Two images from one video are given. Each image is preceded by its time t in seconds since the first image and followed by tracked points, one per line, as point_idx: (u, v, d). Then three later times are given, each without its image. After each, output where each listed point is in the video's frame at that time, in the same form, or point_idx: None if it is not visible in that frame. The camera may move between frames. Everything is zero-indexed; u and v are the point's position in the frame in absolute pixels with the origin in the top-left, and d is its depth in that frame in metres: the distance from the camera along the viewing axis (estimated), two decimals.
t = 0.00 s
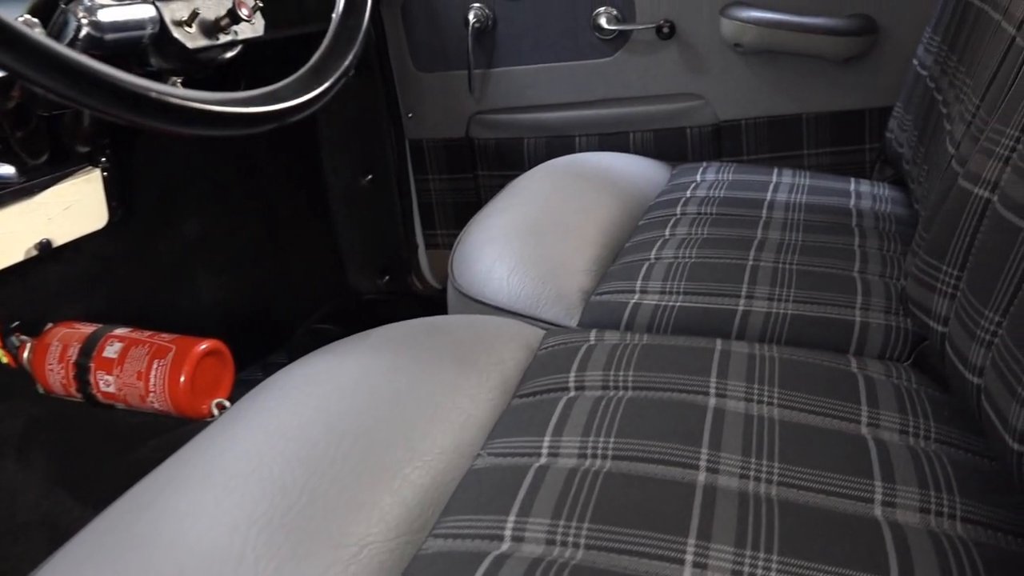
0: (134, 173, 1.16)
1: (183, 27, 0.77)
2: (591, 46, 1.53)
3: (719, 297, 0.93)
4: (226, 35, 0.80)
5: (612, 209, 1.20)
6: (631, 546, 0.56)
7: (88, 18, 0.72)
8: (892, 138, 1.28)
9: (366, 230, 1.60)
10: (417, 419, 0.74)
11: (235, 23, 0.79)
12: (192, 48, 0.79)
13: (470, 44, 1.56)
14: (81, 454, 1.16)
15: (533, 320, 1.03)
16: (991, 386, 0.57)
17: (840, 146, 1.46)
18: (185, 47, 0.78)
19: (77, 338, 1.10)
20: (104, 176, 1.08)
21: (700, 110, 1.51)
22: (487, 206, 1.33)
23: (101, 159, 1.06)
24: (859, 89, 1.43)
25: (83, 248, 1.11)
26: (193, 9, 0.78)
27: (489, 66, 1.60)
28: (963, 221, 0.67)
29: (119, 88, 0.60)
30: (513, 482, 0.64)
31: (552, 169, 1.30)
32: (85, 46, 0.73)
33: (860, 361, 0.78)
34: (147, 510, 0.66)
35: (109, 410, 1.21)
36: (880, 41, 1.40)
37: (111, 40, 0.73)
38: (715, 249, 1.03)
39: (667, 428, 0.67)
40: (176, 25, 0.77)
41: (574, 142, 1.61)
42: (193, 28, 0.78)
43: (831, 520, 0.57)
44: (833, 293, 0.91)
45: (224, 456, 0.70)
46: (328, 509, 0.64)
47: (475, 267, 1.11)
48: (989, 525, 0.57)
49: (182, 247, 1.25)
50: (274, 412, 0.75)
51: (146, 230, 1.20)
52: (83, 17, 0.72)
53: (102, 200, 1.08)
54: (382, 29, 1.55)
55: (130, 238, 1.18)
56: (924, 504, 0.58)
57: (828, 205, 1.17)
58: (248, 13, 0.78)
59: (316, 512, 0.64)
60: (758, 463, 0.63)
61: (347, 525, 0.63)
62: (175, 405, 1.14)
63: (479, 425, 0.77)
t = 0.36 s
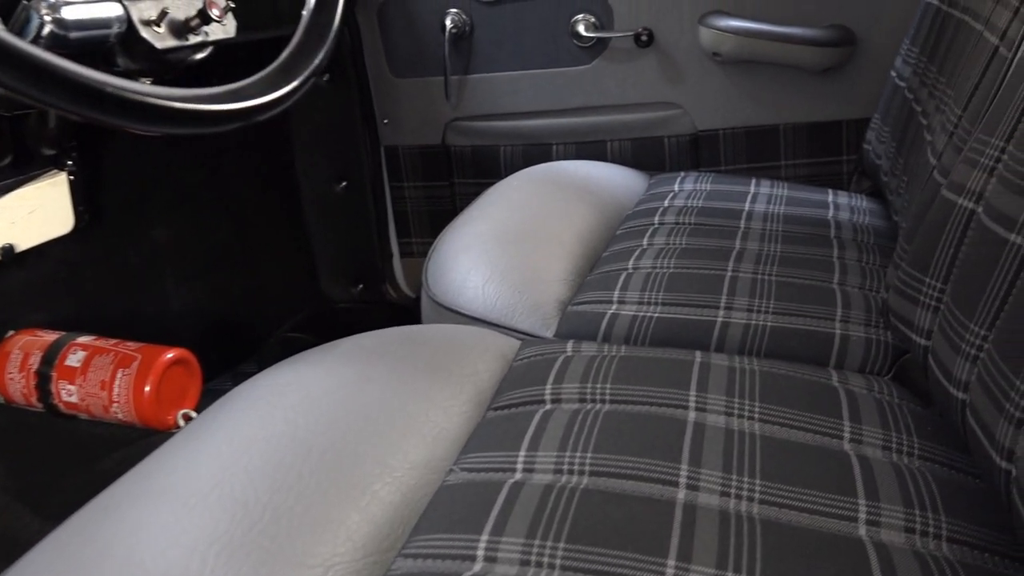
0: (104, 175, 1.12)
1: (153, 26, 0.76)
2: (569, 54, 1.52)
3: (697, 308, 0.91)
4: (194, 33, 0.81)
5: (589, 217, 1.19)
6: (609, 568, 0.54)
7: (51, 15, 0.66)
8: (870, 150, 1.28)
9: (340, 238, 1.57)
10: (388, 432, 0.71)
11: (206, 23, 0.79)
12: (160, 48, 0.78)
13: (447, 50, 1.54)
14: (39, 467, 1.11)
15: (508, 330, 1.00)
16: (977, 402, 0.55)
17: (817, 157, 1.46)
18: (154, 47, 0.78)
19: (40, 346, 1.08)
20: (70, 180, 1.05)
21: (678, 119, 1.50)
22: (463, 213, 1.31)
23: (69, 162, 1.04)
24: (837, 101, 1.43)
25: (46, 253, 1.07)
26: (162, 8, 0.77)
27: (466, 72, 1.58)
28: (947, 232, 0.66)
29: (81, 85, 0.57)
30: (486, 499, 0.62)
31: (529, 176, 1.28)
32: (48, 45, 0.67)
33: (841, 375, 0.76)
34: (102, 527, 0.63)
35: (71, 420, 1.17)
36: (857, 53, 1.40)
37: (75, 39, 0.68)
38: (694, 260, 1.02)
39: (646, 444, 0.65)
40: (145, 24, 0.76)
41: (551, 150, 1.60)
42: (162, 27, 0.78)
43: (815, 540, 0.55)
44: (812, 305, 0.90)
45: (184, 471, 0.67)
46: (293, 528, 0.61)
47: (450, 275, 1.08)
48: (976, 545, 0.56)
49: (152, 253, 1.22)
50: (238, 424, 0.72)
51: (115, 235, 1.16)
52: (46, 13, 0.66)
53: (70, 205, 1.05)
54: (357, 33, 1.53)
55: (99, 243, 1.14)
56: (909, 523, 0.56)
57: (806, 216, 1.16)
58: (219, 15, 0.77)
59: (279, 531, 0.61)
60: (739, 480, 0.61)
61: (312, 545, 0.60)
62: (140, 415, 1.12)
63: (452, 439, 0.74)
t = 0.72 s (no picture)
0: (69, 178, 1.09)
1: (117, 25, 0.73)
2: (544, 61, 1.50)
3: (674, 318, 0.90)
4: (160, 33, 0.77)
5: (564, 226, 1.17)
6: None
7: (9, 10, 0.61)
8: (845, 161, 1.27)
9: (313, 244, 1.53)
10: (353, 448, 0.69)
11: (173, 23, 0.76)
12: (125, 47, 0.75)
13: (421, 56, 1.53)
14: None
15: (481, 340, 0.98)
16: (961, 420, 0.54)
17: (792, 168, 1.46)
18: (118, 46, 0.75)
19: None
20: (34, 181, 1.01)
21: (654, 128, 1.49)
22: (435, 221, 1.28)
23: (32, 164, 1.00)
24: (812, 112, 1.43)
25: (9, 257, 1.03)
26: (127, 7, 0.73)
27: (441, 78, 1.57)
28: (926, 245, 0.65)
29: (44, 87, 0.54)
30: (456, 518, 0.59)
31: (503, 184, 1.26)
32: (6, 42, 0.62)
33: (819, 389, 0.75)
34: (50, 549, 0.60)
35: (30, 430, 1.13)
36: (833, 64, 1.40)
37: (35, 36, 0.63)
38: (670, 270, 1.00)
39: (622, 459, 0.63)
40: (108, 23, 0.73)
41: (526, 157, 1.58)
42: (127, 26, 0.74)
43: (796, 562, 0.53)
44: (789, 317, 0.88)
45: (138, 490, 0.64)
46: (251, 550, 0.59)
47: (422, 283, 1.06)
48: (958, 567, 0.54)
49: (118, 259, 1.18)
50: (197, 438, 0.69)
51: (78, 239, 1.12)
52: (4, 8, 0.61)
53: (34, 209, 1.02)
54: (330, 34, 1.49)
55: (62, 246, 1.10)
56: (892, 544, 0.55)
57: (782, 227, 1.15)
58: (188, 15, 0.75)
59: (235, 554, 0.58)
60: (717, 498, 0.59)
61: (271, 569, 0.58)
62: (101, 425, 1.09)
63: (422, 453, 0.72)
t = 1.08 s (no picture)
0: (30, 179, 1.05)
1: (79, 23, 0.70)
2: (517, 69, 1.49)
3: (647, 331, 0.88)
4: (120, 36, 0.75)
5: (537, 235, 1.15)
6: None
7: None
8: (818, 173, 1.27)
9: (281, 250, 1.51)
10: (315, 464, 0.66)
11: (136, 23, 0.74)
12: (86, 47, 0.72)
13: (393, 62, 1.51)
14: None
15: (451, 351, 0.96)
16: (940, 438, 0.54)
17: (764, 180, 1.46)
18: (79, 45, 0.71)
19: None
20: None
21: (627, 137, 1.48)
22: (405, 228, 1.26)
23: None
24: (785, 124, 1.42)
25: None
26: (90, 5, 0.71)
27: (413, 84, 1.55)
28: (905, 259, 0.64)
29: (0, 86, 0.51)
30: (422, 539, 0.57)
31: (476, 191, 1.24)
32: None
33: (794, 404, 0.74)
34: None
35: None
36: (806, 77, 1.40)
37: None
38: (643, 281, 0.99)
39: (595, 477, 0.61)
40: (70, 21, 0.70)
41: (498, 166, 1.56)
42: (88, 25, 0.72)
43: None
44: (763, 330, 0.87)
45: (87, 509, 0.61)
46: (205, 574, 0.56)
47: (392, 292, 1.03)
48: None
49: (82, 263, 1.14)
50: (152, 455, 0.66)
51: (41, 242, 1.08)
52: None
53: None
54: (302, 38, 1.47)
55: (26, 250, 1.06)
56: (871, 566, 0.53)
57: (755, 239, 1.15)
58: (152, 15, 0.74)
59: None
60: (692, 519, 0.57)
61: None
62: (57, 435, 1.04)
63: (388, 469, 0.69)
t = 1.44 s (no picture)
0: None
1: (34, 20, 0.69)
2: (488, 79, 1.47)
3: (617, 345, 0.86)
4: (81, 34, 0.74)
5: (507, 247, 1.13)
6: None
7: None
8: (789, 188, 1.27)
9: (248, 258, 1.47)
10: (271, 485, 0.63)
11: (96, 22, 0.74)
12: (43, 45, 0.71)
13: (363, 69, 1.48)
14: None
15: (417, 365, 0.93)
16: (918, 462, 0.53)
17: (736, 194, 1.45)
18: (35, 43, 0.70)
19: None
20: None
21: (599, 149, 1.47)
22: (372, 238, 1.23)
23: None
24: (757, 138, 1.42)
25: None
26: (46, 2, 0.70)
27: (383, 92, 1.52)
28: (881, 275, 0.63)
29: None
30: (381, 564, 0.54)
31: (445, 201, 1.21)
32: None
33: (767, 423, 0.72)
34: None
35: None
36: (778, 92, 1.39)
37: None
38: (614, 294, 0.97)
39: (563, 499, 0.59)
40: (25, 17, 0.69)
41: (469, 176, 1.54)
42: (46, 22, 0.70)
43: None
44: (735, 346, 0.86)
45: (24, 533, 0.57)
46: None
47: (357, 304, 1.00)
48: None
49: (37, 270, 1.10)
50: (97, 474, 0.62)
51: None
52: None
53: None
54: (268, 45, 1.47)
55: None
56: None
57: (726, 253, 1.14)
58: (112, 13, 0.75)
59: None
60: (663, 543, 0.55)
61: None
62: (7, 449, 0.99)
63: (348, 490, 0.66)
